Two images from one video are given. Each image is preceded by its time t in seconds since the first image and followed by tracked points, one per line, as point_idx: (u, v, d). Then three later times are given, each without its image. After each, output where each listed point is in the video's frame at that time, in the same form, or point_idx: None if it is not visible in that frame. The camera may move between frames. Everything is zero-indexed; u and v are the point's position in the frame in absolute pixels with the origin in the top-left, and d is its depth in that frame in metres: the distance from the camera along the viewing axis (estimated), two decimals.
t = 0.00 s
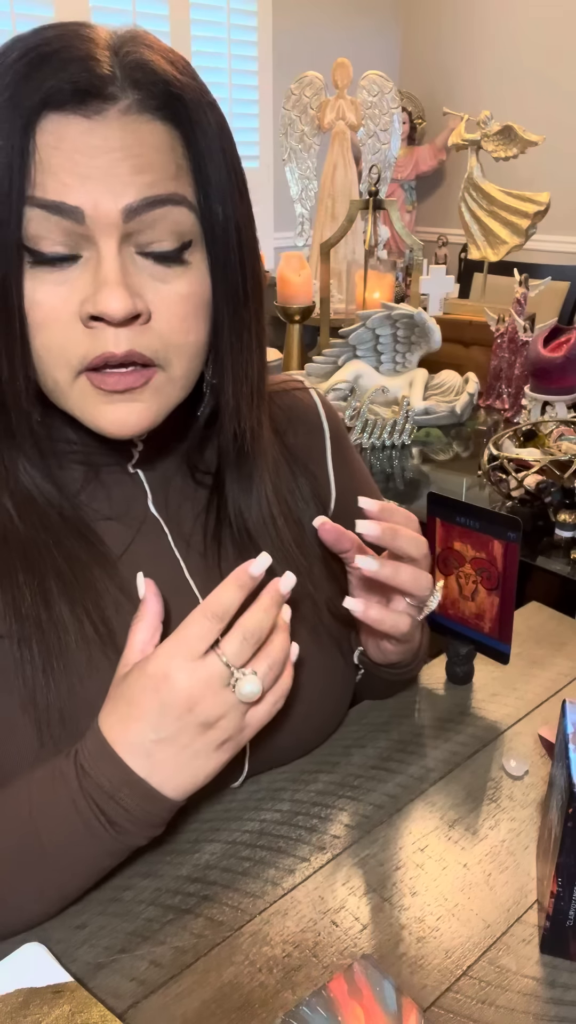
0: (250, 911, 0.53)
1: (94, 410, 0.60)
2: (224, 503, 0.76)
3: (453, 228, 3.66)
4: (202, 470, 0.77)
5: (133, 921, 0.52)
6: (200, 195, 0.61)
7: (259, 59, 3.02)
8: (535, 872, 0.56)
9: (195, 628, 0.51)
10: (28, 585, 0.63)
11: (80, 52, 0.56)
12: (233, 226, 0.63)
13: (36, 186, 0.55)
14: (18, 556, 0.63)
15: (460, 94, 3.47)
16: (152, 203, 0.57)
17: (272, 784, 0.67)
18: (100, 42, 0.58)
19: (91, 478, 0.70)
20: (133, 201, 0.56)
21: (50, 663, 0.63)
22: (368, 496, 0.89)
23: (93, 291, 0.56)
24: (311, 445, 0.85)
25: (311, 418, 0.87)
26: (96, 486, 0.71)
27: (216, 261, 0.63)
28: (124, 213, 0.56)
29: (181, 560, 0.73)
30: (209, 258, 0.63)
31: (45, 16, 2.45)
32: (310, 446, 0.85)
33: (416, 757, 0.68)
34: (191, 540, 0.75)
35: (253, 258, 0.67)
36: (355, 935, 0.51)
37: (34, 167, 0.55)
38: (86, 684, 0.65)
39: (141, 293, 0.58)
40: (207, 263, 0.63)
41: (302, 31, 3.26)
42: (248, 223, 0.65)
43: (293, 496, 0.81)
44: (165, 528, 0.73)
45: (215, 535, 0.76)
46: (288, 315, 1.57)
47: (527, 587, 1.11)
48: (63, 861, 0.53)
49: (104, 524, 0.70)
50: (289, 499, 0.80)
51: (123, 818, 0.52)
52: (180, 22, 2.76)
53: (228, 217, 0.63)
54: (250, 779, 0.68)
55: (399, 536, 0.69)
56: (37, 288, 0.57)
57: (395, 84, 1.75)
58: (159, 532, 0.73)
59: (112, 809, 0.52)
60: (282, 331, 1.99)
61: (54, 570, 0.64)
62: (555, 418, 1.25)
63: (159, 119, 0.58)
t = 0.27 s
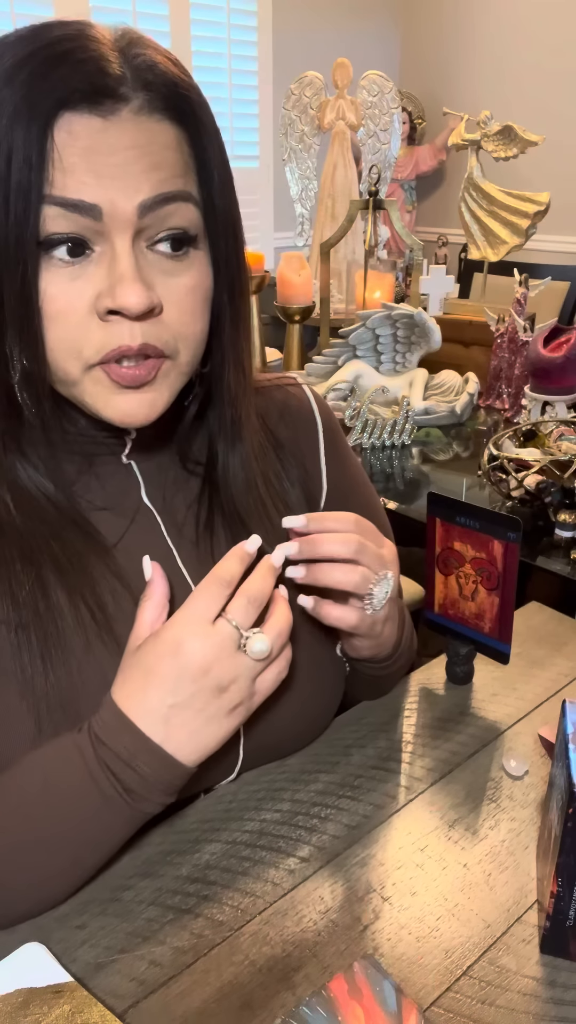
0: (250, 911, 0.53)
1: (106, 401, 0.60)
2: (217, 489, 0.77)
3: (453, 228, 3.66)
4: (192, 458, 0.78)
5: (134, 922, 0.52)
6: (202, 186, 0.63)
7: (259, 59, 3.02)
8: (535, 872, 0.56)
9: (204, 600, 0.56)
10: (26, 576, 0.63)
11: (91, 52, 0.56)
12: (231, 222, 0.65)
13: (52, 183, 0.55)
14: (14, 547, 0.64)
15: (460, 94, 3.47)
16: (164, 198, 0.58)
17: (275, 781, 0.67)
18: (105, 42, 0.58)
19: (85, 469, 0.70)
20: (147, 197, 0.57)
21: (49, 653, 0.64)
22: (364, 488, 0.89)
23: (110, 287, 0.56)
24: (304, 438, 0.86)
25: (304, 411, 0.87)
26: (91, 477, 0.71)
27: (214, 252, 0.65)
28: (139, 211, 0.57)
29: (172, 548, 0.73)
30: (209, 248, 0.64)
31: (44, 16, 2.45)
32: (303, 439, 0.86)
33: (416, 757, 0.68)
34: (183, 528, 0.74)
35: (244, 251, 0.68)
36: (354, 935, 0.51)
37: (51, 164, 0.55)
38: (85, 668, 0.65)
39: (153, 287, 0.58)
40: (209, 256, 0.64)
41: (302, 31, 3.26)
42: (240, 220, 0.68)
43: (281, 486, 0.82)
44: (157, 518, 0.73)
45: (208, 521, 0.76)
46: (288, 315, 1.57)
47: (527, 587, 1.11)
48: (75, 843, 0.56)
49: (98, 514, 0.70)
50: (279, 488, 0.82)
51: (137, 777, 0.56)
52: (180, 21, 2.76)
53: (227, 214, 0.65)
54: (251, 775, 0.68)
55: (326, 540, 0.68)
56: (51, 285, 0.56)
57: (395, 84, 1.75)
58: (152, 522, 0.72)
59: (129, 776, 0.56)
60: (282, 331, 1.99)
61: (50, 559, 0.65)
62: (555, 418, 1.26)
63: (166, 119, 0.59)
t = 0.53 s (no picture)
0: (251, 911, 0.53)
1: (111, 395, 0.60)
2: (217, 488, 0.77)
3: (453, 228, 3.66)
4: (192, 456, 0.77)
5: (134, 922, 0.52)
6: (202, 184, 0.63)
7: (258, 59, 3.02)
8: (535, 872, 0.56)
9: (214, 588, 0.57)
10: (28, 572, 0.63)
11: (93, 49, 0.57)
12: (230, 219, 0.65)
13: (56, 181, 0.54)
14: (17, 544, 0.63)
15: (460, 94, 3.47)
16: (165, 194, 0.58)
17: (276, 779, 0.67)
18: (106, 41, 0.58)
19: (86, 466, 0.70)
20: (149, 193, 0.57)
21: (50, 650, 0.63)
22: (364, 488, 0.89)
23: (113, 282, 0.56)
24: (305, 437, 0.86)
25: (303, 408, 0.87)
26: (91, 474, 0.70)
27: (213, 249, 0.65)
28: (141, 205, 0.57)
29: (173, 545, 0.73)
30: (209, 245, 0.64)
31: (44, 15, 2.45)
32: (304, 438, 0.86)
33: (416, 757, 0.68)
34: (182, 525, 0.74)
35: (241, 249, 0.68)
36: (354, 934, 0.51)
37: (55, 162, 0.54)
38: (86, 664, 0.65)
39: (156, 282, 0.58)
40: (209, 253, 0.64)
41: (302, 31, 3.26)
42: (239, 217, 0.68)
43: (280, 483, 0.82)
44: (159, 517, 0.73)
45: (208, 519, 0.76)
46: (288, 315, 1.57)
47: (527, 587, 1.11)
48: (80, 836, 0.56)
49: (99, 510, 0.70)
50: (278, 485, 0.82)
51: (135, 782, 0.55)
52: (180, 22, 2.76)
53: (226, 211, 0.65)
54: (251, 774, 0.67)
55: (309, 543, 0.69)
56: (56, 280, 0.56)
57: (395, 84, 1.75)
58: (153, 521, 0.72)
59: (137, 767, 0.56)
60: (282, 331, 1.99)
61: (53, 556, 0.64)
62: (555, 418, 1.26)
63: (166, 117, 0.59)
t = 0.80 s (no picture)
0: (251, 911, 0.53)
1: (92, 388, 0.60)
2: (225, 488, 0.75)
3: (453, 228, 3.66)
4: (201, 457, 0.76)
5: (134, 921, 0.52)
6: (194, 180, 0.62)
7: (258, 59, 3.02)
8: (535, 872, 0.56)
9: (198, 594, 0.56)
10: (31, 570, 0.63)
11: (78, 46, 0.57)
12: (227, 213, 0.64)
13: (35, 175, 0.55)
14: (21, 537, 0.64)
15: (460, 94, 3.47)
16: (148, 187, 0.58)
17: (272, 781, 0.67)
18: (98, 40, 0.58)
19: (91, 463, 0.70)
20: (130, 186, 0.57)
21: (51, 649, 0.63)
22: (373, 488, 0.88)
23: (93, 275, 0.56)
24: (317, 436, 0.85)
25: (317, 407, 0.86)
26: (97, 471, 0.70)
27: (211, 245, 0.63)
28: (122, 199, 0.56)
29: (179, 550, 0.72)
30: (204, 242, 0.63)
31: (44, 16, 2.45)
32: (316, 438, 0.84)
33: (416, 757, 0.68)
34: (191, 526, 0.74)
35: (246, 243, 0.67)
36: (355, 935, 0.51)
37: (34, 157, 0.55)
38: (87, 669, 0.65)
39: (139, 276, 0.58)
40: (204, 249, 0.63)
41: (302, 31, 3.26)
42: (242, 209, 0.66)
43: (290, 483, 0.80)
44: (164, 519, 0.72)
45: (215, 520, 0.75)
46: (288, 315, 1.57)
47: (528, 587, 1.11)
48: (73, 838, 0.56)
49: (104, 510, 0.70)
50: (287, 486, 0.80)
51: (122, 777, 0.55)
52: (180, 22, 2.76)
53: (222, 204, 0.63)
54: (250, 776, 0.68)
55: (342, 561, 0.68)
56: (39, 273, 0.57)
57: (395, 84, 1.75)
58: (158, 520, 0.72)
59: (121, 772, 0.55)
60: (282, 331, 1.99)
61: (57, 554, 0.65)
62: (555, 418, 1.26)
63: (154, 109, 0.59)
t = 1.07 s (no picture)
0: (251, 911, 0.53)
1: (96, 402, 0.60)
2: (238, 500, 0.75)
3: (453, 228, 3.66)
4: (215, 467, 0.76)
5: (134, 922, 0.52)
6: (202, 192, 0.61)
7: (258, 59, 3.02)
8: (535, 872, 0.56)
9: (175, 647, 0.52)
10: (40, 580, 0.63)
11: (81, 51, 0.56)
12: (239, 222, 0.62)
13: (36, 186, 0.56)
14: (31, 551, 0.63)
15: (460, 94, 3.47)
16: (151, 201, 0.57)
17: (273, 789, 0.67)
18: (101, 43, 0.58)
19: (103, 474, 0.70)
20: (132, 200, 0.56)
21: (59, 662, 0.63)
22: (388, 498, 0.88)
23: (93, 290, 0.56)
24: (334, 445, 0.83)
25: (334, 416, 0.85)
26: (109, 482, 0.70)
27: (223, 256, 0.62)
28: (124, 213, 0.56)
29: (192, 563, 0.70)
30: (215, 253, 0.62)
31: (44, 15, 2.45)
32: (332, 447, 0.83)
33: (416, 757, 0.68)
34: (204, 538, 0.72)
35: (261, 253, 0.66)
36: (355, 935, 0.51)
37: (35, 169, 0.56)
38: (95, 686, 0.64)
39: (142, 291, 0.57)
40: (214, 261, 0.62)
41: (302, 31, 3.26)
42: (256, 218, 0.65)
43: (306, 494, 0.79)
44: (176, 530, 0.71)
45: (229, 531, 0.74)
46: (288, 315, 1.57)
47: (528, 587, 1.12)
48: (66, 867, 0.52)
49: (116, 521, 0.69)
50: (301, 496, 0.78)
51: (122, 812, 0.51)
52: (180, 22, 2.76)
53: (234, 214, 0.62)
54: (253, 785, 0.68)
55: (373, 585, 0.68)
56: (40, 285, 0.57)
57: (395, 84, 1.75)
58: (170, 532, 0.71)
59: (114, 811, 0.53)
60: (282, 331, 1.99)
61: (67, 568, 0.64)
62: (555, 418, 1.26)
63: (160, 117, 0.58)
